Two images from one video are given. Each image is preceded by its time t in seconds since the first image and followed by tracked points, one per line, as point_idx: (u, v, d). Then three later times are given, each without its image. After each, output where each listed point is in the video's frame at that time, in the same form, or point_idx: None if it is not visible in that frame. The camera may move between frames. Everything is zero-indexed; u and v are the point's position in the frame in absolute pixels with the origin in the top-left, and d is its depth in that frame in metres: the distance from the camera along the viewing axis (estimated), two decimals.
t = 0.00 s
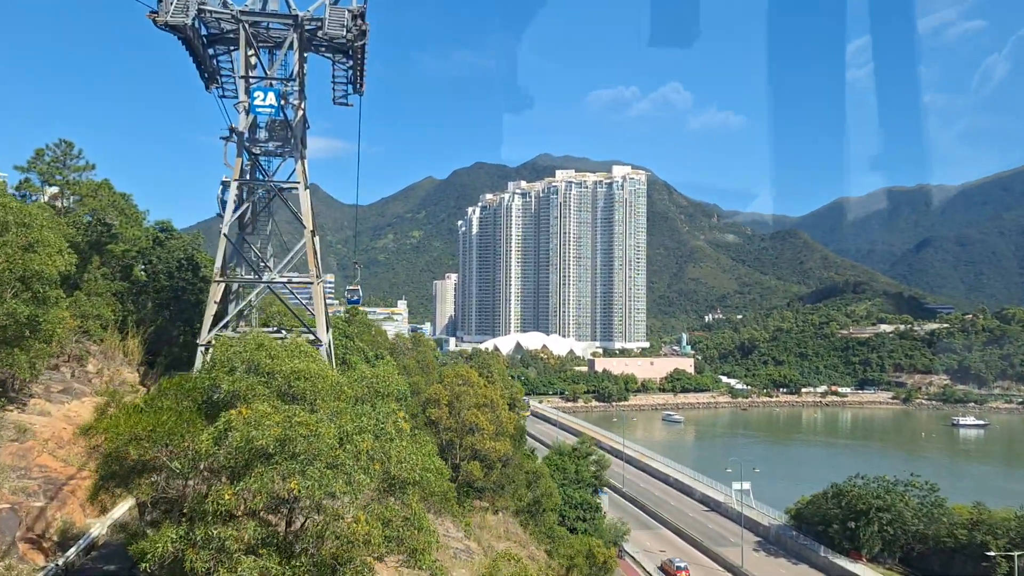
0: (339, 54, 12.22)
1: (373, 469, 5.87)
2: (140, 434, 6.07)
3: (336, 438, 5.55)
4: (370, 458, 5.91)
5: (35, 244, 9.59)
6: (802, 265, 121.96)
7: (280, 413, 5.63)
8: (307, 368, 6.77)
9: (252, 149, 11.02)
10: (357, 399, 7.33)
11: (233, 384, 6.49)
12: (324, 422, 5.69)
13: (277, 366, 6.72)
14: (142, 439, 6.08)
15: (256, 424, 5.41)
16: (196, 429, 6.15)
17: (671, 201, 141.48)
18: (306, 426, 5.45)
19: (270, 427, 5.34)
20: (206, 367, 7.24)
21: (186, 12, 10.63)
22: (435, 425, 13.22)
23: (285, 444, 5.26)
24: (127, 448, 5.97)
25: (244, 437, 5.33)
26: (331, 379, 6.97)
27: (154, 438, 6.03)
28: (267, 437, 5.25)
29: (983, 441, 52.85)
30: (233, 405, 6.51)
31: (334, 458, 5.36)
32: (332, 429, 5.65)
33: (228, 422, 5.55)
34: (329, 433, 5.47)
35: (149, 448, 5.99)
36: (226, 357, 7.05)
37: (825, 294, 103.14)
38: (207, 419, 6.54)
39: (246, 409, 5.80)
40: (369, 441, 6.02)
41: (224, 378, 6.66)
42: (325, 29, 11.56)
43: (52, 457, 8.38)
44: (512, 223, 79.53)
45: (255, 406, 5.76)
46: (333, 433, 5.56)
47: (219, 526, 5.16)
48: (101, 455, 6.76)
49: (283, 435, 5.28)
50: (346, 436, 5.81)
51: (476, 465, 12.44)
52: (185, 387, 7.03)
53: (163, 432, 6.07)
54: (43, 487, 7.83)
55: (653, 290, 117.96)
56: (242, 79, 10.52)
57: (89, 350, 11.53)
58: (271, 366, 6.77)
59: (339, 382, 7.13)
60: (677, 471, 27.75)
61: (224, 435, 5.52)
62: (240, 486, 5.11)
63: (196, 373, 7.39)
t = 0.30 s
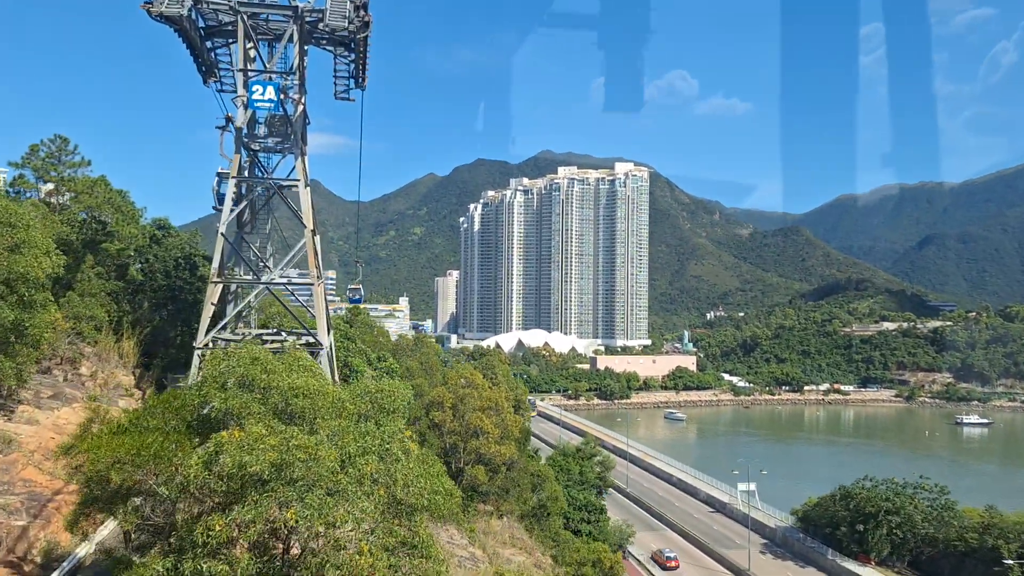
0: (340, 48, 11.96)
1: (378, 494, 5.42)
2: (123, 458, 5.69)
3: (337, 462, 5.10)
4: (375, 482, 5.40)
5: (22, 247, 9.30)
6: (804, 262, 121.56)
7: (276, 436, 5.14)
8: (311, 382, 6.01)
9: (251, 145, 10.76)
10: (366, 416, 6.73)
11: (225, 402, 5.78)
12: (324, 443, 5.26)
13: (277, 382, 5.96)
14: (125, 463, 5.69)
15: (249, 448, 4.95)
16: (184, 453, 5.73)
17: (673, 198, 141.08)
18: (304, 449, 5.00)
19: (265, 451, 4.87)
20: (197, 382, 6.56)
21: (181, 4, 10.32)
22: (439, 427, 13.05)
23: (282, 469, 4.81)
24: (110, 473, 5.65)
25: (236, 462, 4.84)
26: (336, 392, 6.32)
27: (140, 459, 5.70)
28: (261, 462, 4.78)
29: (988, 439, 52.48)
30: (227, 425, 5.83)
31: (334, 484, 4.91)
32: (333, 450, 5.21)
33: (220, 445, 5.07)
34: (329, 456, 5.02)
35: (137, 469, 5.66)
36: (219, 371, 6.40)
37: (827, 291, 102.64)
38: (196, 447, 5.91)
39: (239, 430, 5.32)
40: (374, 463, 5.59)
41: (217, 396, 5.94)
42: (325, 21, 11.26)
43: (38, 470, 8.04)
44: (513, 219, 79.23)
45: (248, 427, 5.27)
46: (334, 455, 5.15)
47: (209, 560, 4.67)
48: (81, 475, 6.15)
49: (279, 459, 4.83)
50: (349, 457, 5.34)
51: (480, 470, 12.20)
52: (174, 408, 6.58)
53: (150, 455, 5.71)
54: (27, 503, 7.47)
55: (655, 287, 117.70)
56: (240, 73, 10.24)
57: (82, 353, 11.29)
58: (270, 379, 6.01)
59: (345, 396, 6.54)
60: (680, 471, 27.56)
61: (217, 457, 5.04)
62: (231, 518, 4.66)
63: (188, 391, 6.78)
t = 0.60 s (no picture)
0: (341, 26, 11.57)
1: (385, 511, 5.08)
2: (102, 475, 5.01)
3: (339, 478, 4.80)
4: (379, 499, 5.07)
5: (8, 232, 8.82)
6: (806, 247, 121.00)
7: (270, 450, 4.78)
8: (310, 390, 5.56)
9: (249, 128, 10.42)
10: (370, 422, 6.36)
11: (215, 411, 5.26)
12: (326, 458, 4.92)
13: (272, 389, 5.48)
14: (105, 480, 5.01)
15: (240, 465, 4.58)
16: (174, 467, 5.09)
17: (675, 182, 140.23)
18: (303, 465, 4.66)
19: (260, 470, 4.52)
20: (183, 387, 5.84)
21: None
22: (442, 417, 12.79)
23: (276, 489, 4.48)
24: (88, 490, 4.98)
25: (227, 481, 4.47)
26: (337, 400, 5.91)
27: (122, 474, 5.04)
28: (253, 481, 4.43)
29: (989, 426, 52.39)
30: (217, 435, 5.37)
31: (335, 503, 4.61)
32: (335, 465, 4.88)
33: (208, 460, 4.68)
34: (330, 473, 4.71)
35: (123, 482, 5.01)
36: (208, 375, 5.74)
37: (828, 276, 101.95)
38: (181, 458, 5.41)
39: (231, 443, 4.94)
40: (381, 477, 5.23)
41: (206, 405, 5.39)
42: None
43: (22, 471, 7.48)
44: (515, 203, 78.68)
45: (240, 440, 4.88)
46: (335, 471, 4.80)
47: None
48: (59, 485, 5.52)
49: (273, 478, 4.49)
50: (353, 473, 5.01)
51: (484, 461, 11.95)
52: (161, 416, 5.87)
53: (135, 466, 5.09)
54: (9, 509, 6.84)
55: (656, 272, 117.31)
56: (237, 52, 9.87)
57: (76, 342, 10.95)
58: (264, 387, 5.51)
59: (346, 401, 6.15)
60: (683, 458, 27.41)
61: (206, 470, 4.67)
62: (222, 543, 4.35)
63: (173, 397, 6.16)
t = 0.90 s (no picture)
0: (342, 13, 11.20)
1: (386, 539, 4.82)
2: (77, 505, 4.78)
3: (336, 507, 4.58)
4: (379, 529, 4.82)
5: None
6: (809, 239, 120.44)
7: (263, 478, 4.48)
8: (307, 406, 5.23)
9: (247, 118, 10.09)
10: (372, 440, 6.04)
11: (203, 431, 4.81)
12: (321, 484, 4.65)
13: (266, 405, 5.10)
14: (80, 510, 4.78)
15: (228, 496, 4.25)
16: (156, 495, 4.84)
17: (677, 173, 139.42)
18: (298, 496, 4.39)
19: (249, 501, 4.23)
20: (164, 402, 5.46)
21: None
22: (445, 415, 12.57)
23: (268, 523, 4.22)
24: (61, 522, 4.73)
25: (212, 512, 4.17)
26: (337, 417, 5.61)
27: (96, 502, 4.85)
28: (241, 517, 4.14)
29: (993, 419, 52.12)
30: (202, 456, 5.04)
31: (330, 534, 4.43)
32: (332, 494, 4.63)
33: (193, 489, 4.35)
34: (327, 502, 4.48)
35: (98, 512, 4.81)
36: (194, 391, 5.13)
37: (829, 269, 101.02)
38: (163, 485, 5.14)
39: (218, 467, 4.65)
40: (380, 503, 4.98)
41: (191, 424, 4.92)
42: None
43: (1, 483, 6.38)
44: (517, 194, 78.11)
45: (229, 465, 4.55)
46: (332, 500, 4.59)
47: None
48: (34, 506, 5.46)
49: (265, 511, 4.22)
50: (349, 501, 4.80)
51: (489, 460, 11.63)
52: (144, 437, 5.48)
53: (110, 497, 4.87)
54: None
55: (658, 263, 116.79)
56: (234, 38, 9.53)
57: (68, 338, 10.52)
58: (255, 401, 5.08)
59: (346, 417, 5.85)
60: (687, 453, 27.20)
61: (191, 500, 4.35)
62: None
63: (156, 414, 5.65)
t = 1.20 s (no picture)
0: (345, 6, 10.89)
1: None
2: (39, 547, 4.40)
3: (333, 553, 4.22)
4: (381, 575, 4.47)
5: None
6: (811, 238, 120.01)
7: (251, 523, 4.16)
8: (302, 436, 4.89)
9: (245, 113, 9.80)
10: (373, 469, 5.64)
11: (183, 465, 4.56)
12: (316, 527, 4.32)
13: (257, 436, 4.78)
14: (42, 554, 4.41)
15: (210, 547, 3.94)
16: (132, 543, 4.64)
17: (680, 171, 139.01)
18: (291, 543, 4.08)
19: (236, 550, 3.92)
20: (142, 430, 5.14)
21: None
22: (448, 419, 12.34)
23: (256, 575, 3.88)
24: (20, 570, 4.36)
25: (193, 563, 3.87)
26: (334, 446, 5.31)
27: (64, 548, 4.36)
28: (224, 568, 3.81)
29: (996, 421, 51.80)
30: (184, 492, 4.72)
31: None
32: (328, 538, 4.28)
33: (170, 535, 4.06)
34: (324, 546, 4.14)
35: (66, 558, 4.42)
36: (174, 419, 4.95)
37: (832, 268, 100.78)
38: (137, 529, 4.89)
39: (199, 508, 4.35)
40: (382, 544, 4.64)
41: (172, 456, 4.67)
42: None
43: None
44: (520, 191, 77.75)
45: (214, 509, 4.24)
46: (329, 546, 4.22)
47: None
48: None
49: (251, 562, 3.89)
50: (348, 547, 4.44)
51: (492, 466, 11.38)
52: (120, 472, 5.23)
53: (80, 538, 4.55)
54: None
55: (660, 261, 116.48)
56: (232, 31, 9.23)
57: (59, 340, 10.18)
58: (245, 430, 4.82)
59: (346, 446, 5.51)
60: (691, 454, 27.02)
61: (167, 549, 4.05)
62: None
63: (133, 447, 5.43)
